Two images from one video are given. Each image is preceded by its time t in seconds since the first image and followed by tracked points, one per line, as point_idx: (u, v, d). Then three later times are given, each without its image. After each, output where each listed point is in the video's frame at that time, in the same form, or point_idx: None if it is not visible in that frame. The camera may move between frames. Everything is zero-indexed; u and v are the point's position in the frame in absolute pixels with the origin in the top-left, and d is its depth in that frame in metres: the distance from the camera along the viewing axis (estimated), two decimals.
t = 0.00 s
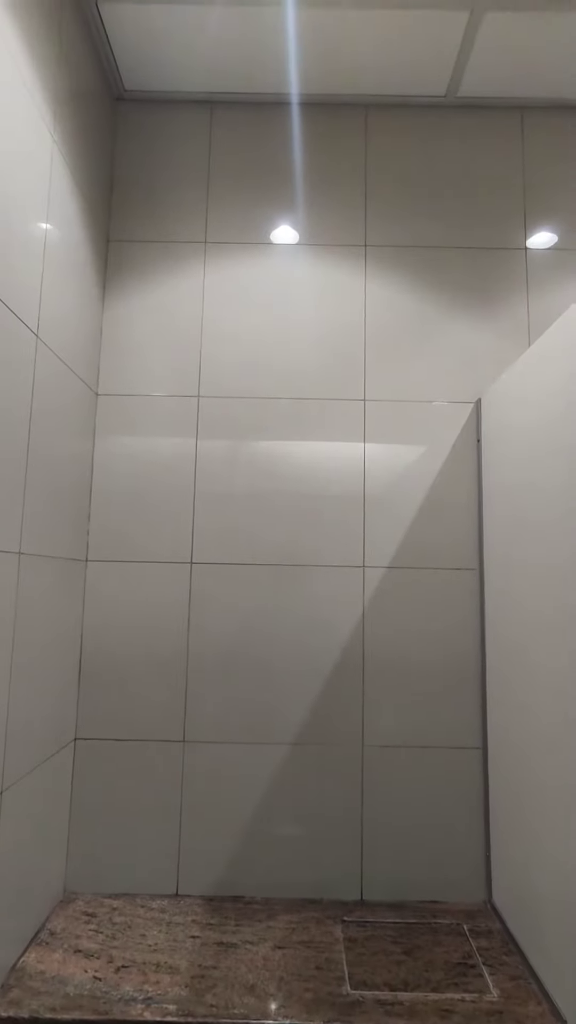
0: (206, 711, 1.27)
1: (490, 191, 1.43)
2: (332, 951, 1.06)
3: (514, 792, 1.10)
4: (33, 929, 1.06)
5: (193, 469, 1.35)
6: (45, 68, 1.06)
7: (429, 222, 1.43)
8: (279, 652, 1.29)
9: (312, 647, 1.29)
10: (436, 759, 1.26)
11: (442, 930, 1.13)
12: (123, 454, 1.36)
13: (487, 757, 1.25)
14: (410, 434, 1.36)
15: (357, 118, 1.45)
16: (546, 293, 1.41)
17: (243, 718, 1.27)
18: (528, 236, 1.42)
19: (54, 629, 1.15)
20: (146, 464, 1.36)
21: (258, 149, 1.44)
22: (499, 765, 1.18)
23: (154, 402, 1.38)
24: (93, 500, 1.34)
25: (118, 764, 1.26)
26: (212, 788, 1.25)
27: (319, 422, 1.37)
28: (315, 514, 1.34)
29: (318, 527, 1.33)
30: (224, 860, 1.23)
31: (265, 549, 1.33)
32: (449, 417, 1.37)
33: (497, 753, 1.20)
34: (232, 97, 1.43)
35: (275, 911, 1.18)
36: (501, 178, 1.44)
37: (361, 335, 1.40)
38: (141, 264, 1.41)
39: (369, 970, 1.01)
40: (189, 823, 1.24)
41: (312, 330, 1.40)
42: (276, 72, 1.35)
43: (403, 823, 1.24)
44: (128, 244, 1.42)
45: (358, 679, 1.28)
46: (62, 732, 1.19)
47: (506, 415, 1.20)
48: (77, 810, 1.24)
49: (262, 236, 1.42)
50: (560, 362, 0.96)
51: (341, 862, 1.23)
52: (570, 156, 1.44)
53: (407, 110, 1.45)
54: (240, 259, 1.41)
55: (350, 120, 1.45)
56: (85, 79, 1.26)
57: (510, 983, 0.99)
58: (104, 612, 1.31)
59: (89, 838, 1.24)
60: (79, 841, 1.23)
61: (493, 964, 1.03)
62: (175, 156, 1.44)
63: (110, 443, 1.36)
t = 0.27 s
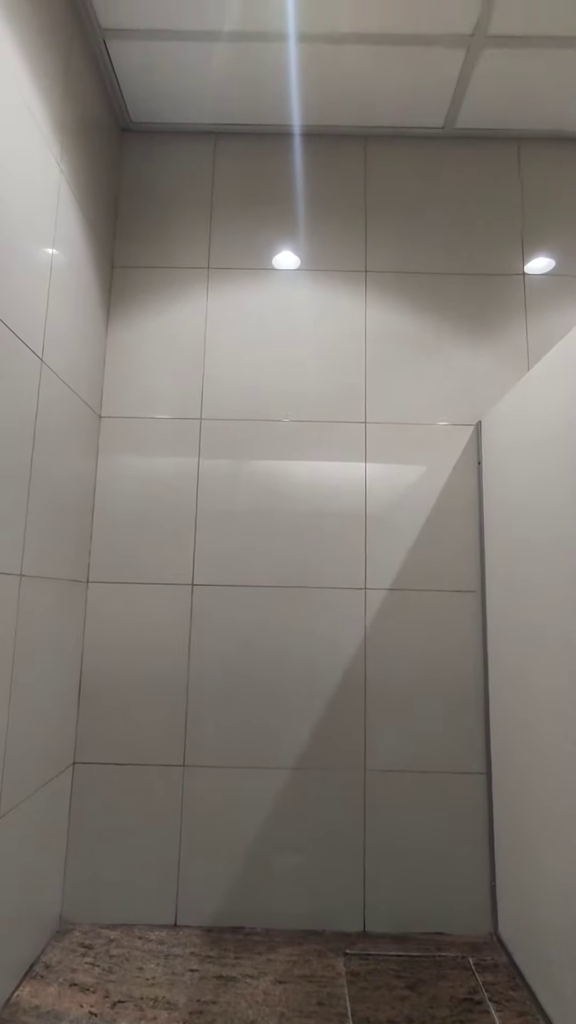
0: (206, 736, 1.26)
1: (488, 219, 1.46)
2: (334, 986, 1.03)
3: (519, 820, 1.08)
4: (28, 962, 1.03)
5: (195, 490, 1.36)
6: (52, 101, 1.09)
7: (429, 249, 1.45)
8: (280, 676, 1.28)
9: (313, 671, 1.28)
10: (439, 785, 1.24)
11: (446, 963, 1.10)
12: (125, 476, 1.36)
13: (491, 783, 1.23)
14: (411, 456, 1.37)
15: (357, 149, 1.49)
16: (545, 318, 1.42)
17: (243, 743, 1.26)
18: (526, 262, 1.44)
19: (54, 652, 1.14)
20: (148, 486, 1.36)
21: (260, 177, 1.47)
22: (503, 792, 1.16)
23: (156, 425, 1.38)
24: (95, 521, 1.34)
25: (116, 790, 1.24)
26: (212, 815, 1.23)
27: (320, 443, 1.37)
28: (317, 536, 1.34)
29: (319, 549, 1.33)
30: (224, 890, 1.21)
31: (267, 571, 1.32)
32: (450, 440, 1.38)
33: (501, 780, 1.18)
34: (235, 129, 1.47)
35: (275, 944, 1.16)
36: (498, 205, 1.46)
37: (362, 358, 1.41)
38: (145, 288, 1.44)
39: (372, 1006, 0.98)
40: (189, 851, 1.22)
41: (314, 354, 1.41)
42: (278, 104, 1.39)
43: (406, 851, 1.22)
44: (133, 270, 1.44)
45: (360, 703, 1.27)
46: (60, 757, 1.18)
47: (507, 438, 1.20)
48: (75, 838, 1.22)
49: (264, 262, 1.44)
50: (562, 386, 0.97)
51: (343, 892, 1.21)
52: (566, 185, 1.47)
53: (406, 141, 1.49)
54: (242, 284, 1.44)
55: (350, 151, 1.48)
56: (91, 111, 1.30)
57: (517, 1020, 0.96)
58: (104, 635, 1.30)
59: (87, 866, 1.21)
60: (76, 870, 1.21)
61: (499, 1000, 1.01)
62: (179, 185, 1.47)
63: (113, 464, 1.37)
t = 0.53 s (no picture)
0: (206, 761, 1.24)
1: (486, 246, 1.49)
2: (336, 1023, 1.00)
3: (523, 849, 1.06)
4: (22, 996, 1.01)
5: (197, 512, 1.36)
6: (60, 134, 1.12)
7: (427, 275, 1.47)
8: (281, 700, 1.27)
9: (314, 695, 1.27)
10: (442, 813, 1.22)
11: (451, 999, 1.08)
12: (126, 498, 1.37)
13: (495, 811, 1.21)
14: (412, 478, 1.38)
15: (357, 178, 1.52)
16: (543, 342, 1.44)
17: (243, 769, 1.24)
18: (523, 288, 1.46)
19: (54, 676, 1.14)
20: (150, 508, 1.36)
21: (262, 205, 1.50)
22: (507, 820, 1.14)
23: (158, 447, 1.39)
24: (97, 543, 1.34)
25: (115, 817, 1.22)
26: (211, 843, 1.21)
27: (321, 465, 1.38)
28: (318, 558, 1.34)
29: (320, 572, 1.33)
30: (223, 921, 1.18)
31: (268, 593, 1.32)
32: (450, 462, 1.38)
33: (505, 808, 1.16)
34: (237, 160, 1.50)
35: (276, 978, 1.13)
36: (495, 233, 1.49)
37: (362, 381, 1.43)
38: (148, 312, 1.46)
39: None
40: (188, 880, 1.20)
41: (314, 377, 1.43)
42: (279, 136, 1.42)
43: (409, 882, 1.20)
44: (137, 295, 1.47)
45: (362, 728, 1.26)
46: (59, 783, 1.16)
47: (507, 460, 1.21)
48: (72, 866, 1.20)
49: (266, 287, 1.47)
50: (561, 409, 0.97)
51: (345, 924, 1.18)
52: (562, 213, 1.49)
53: (404, 171, 1.52)
54: (244, 308, 1.46)
55: (350, 180, 1.52)
56: (98, 143, 1.33)
57: None
58: (104, 658, 1.29)
59: (84, 896, 1.19)
60: (73, 900, 1.19)
61: None
62: (183, 213, 1.51)
63: (115, 486, 1.38)
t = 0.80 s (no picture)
0: (205, 791, 1.22)
1: (483, 275, 1.51)
2: None
3: (528, 884, 1.04)
4: None
5: (197, 535, 1.36)
6: (65, 169, 1.14)
7: (426, 303, 1.50)
8: (281, 727, 1.26)
9: (316, 722, 1.26)
10: (446, 845, 1.20)
11: None
12: (127, 522, 1.37)
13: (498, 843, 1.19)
14: (412, 502, 1.38)
15: (356, 209, 1.55)
16: (540, 368, 1.46)
17: (243, 799, 1.22)
18: (521, 315, 1.49)
19: (52, 704, 1.12)
20: (151, 532, 1.36)
21: (264, 234, 1.54)
22: (512, 852, 1.12)
23: (160, 470, 1.40)
24: (97, 567, 1.34)
25: (112, 850, 1.20)
26: (210, 877, 1.19)
27: (322, 488, 1.38)
28: (318, 582, 1.33)
29: (321, 596, 1.32)
30: (222, 958, 1.16)
31: (268, 618, 1.31)
32: (450, 487, 1.39)
33: (509, 839, 1.14)
34: (239, 191, 1.54)
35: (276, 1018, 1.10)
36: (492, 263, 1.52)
37: (362, 406, 1.44)
38: (151, 339, 1.48)
39: None
40: (186, 915, 1.17)
41: (314, 402, 1.44)
42: (280, 169, 1.45)
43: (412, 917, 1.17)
44: (140, 322, 1.49)
45: (363, 757, 1.24)
46: (55, 814, 1.14)
47: (507, 485, 1.21)
48: (68, 901, 1.17)
49: (267, 315, 1.49)
50: (561, 436, 0.97)
51: (347, 961, 1.15)
52: (557, 243, 1.52)
53: (403, 202, 1.56)
54: (245, 335, 1.48)
55: (350, 211, 1.55)
56: (103, 176, 1.36)
57: None
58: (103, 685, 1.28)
59: (79, 932, 1.16)
60: (68, 935, 1.16)
61: None
62: (186, 243, 1.54)
63: (116, 510, 1.38)
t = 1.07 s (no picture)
0: (203, 821, 1.20)
1: (480, 302, 1.54)
2: None
3: (534, 919, 1.02)
4: None
5: (197, 559, 1.36)
6: (69, 200, 1.17)
7: (424, 329, 1.52)
8: (281, 755, 1.24)
9: (316, 750, 1.24)
10: (449, 877, 1.18)
11: None
12: (127, 546, 1.37)
13: (503, 875, 1.17)
14: (412, 526, 1.38)
15: (355, 238, 1.58)
16: (538, 393, 1.47)
17: (243, 829, 1.20)
18: (518, 341, 1.50)
19: (50, 731, 1.11)
20: (151, 556, 1.36)
21: (264, 263, 1.56)
22: (516, 885, 1.10)
23: (160, 495, 1.40)
24: (97, 592, 1.34)
25: (108, 883, 1.17)
26: (208, 910, 1.16)
27: (322, 513, 1.38)
28: (318, 607, 1.32)
29: (321, 621, 1.31)
30: (220, 996, 1.12)
31: (268, 643, 1.30)
32: (450, 511, 1.39)
33: (514, 871, 1.12)
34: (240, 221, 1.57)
35: None
36: (489, 290, 1.54)
37: (361, 430, 1.45)
38: (152, 365, 1.50)
39: None
40: (183, 951, 1.14)
41: (314, 427, 1.45)
42: (281, 200, 1.49)
43: (416, 953, 1.14)
44: (141, 348, 1.51)
45: (365, 786, 1.22)
46: (51, 846, 1.12)
47: (507, 510, 1.21)
48: (62, 936, 1.14)
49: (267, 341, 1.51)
50: (560, 462, 0.98)
51: (349, 1000, 1.12)
52: (553, 271, 1.55)
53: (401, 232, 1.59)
54: (246, 361, 1.50)
55: (348, 241, 1.58)
56: (107, 207, 1.39)
57: None
58: (101, 711, 1.26)
59: (74, 969, 1.13)
60: (62, 973, 1.13)
61: None
62: (187, 271, 1.56)
63: (116, 534, 1.38)
